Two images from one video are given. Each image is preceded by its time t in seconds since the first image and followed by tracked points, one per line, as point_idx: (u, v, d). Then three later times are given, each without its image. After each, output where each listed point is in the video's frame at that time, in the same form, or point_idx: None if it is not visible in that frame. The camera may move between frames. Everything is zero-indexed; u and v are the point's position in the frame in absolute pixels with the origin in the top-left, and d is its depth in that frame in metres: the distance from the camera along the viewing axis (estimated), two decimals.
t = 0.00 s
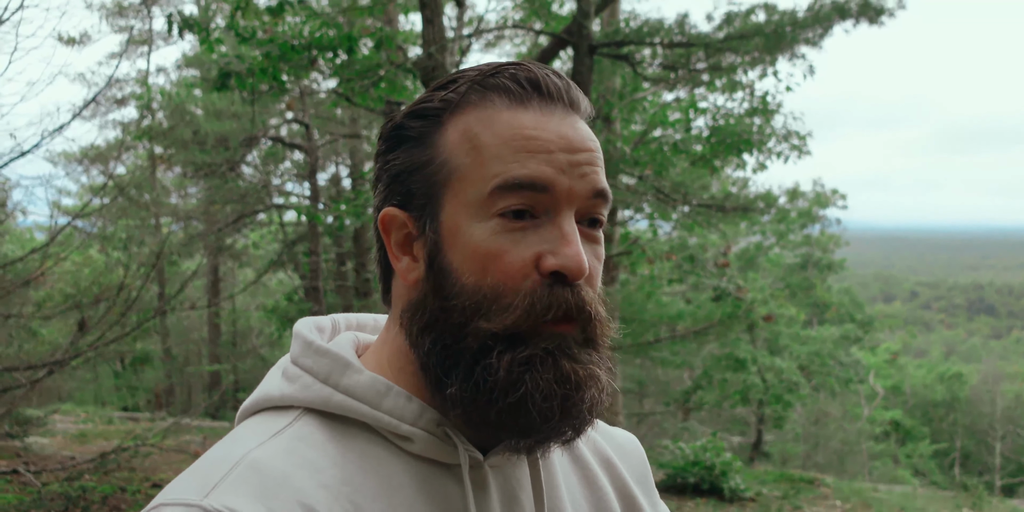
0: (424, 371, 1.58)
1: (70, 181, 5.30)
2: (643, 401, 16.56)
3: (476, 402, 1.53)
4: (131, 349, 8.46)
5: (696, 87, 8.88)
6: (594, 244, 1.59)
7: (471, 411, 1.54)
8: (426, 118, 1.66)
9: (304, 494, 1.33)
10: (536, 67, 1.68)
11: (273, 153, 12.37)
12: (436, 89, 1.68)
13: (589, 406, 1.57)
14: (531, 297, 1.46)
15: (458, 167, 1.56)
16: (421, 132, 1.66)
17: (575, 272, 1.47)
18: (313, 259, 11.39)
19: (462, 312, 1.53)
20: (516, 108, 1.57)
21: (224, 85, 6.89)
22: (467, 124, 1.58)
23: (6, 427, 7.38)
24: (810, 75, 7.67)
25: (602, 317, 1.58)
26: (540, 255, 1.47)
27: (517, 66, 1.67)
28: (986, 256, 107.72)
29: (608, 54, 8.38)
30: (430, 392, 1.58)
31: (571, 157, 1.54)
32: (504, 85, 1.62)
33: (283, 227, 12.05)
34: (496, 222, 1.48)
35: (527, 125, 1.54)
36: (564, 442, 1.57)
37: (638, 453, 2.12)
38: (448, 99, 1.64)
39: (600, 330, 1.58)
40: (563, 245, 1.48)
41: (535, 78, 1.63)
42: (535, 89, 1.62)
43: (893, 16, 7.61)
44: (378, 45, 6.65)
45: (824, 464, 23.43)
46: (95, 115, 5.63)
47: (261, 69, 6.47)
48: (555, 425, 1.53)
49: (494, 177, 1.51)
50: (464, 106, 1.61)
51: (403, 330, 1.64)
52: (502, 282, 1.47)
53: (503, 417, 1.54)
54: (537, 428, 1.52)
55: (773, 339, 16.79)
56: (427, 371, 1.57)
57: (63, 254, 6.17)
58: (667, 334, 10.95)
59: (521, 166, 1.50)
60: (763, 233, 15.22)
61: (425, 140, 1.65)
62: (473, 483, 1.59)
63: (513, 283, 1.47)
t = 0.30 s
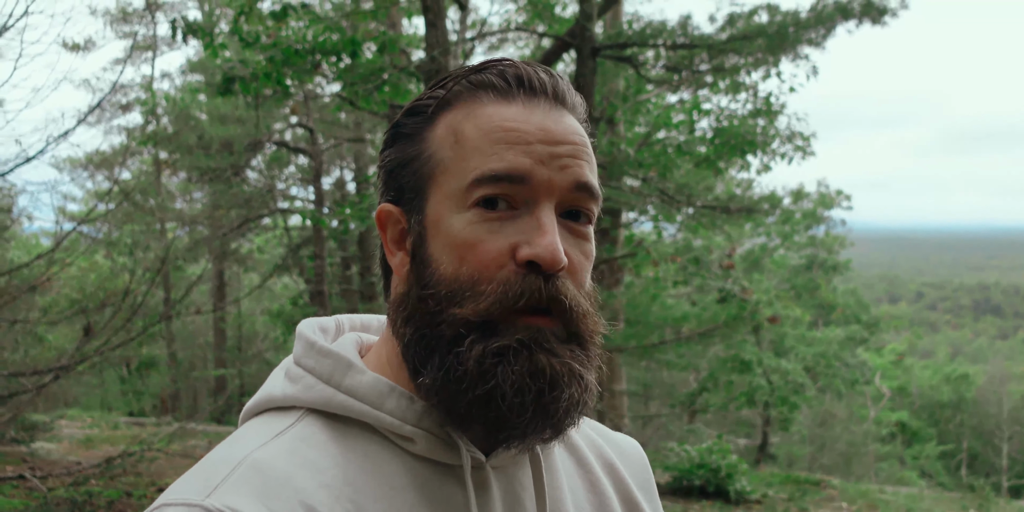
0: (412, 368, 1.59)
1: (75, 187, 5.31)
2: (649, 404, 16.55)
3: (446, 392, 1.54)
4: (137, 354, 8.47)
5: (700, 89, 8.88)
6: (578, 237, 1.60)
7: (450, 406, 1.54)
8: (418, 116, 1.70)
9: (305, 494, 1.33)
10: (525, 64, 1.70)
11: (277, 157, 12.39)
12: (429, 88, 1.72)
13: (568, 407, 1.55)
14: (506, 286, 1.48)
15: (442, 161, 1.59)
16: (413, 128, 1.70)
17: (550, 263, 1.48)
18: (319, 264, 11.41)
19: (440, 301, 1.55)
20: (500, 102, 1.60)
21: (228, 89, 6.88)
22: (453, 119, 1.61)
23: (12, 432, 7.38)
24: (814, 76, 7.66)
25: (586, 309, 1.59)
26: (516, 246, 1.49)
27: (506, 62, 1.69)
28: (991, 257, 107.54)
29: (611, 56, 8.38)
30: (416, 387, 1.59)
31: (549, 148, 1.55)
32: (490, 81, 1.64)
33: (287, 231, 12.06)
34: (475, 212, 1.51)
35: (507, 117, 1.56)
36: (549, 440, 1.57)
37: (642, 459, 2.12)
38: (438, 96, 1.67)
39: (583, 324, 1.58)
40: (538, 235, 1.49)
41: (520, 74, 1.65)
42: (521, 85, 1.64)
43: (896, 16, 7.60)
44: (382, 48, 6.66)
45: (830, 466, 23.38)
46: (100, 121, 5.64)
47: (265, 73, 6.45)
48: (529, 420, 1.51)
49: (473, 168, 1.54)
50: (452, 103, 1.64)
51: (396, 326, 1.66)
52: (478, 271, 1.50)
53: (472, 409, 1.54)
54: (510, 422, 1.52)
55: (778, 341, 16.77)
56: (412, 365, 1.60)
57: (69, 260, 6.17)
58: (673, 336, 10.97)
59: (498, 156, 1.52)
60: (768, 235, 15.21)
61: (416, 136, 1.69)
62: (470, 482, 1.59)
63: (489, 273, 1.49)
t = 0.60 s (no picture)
0: (423, 375, 1.60)
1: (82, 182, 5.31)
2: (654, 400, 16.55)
3: (460, 401, 1.54)
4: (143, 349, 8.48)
5: (706, 86, 8.87)
6: (588, 243, 1.61)
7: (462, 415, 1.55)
8: (424, 121, 1.70)
9: (310, 501, 1.34)
10: (532, 69, 1.70)
11: (284, 153, 12.40)
12: (435, 93, 1.71)
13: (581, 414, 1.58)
14: (522, 295, 1.48)
15: (452, 168, 1.59)
16: (419, 135, 1.70)
17: (567, 271, 1.49)
18: (325, 259, 11.43)
19: (454, 311, 1.55)
20: (510, 110, 1.60)
21: (235, 85, 6.89)
22: (462, 125, 1.61)
23: (19, 426, 7.41)
24: (821, 74, 7.63)
25: (598, 317, 1.60)
26: (531, 254, 1.50)
27: (513, 67, 1.69)
28: (999, 254, 107.25)
29: (618, 53, 8.36)
30: (423, 393, 1.60)
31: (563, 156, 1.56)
32: (499, 87, 1.64)
33: (294, 227, 12.08)
34: (489, 222, 1.51)
35: (519, 125, 1.57)
36: (562, 447, 1.58)
37: (645, 461, 2.12)
38: (445, 102, 1.67)
39: (596, 331, 1.59)
40: (553, 244, 1.50)
41: (529, 80, 1.65)
42: (531, 92, 1.65)
43: (904, 14, 7.58)
44: (388, 45, 6.66)
45: (836, 463, 23.36)
46: (107, 116, 5.65)
47: (272, 70, 6.48)
48: (544, 432, 1.53)
49: (487, 177, 1.54)
50: (460, 109, 1.64)
51: (405, 333, 1.67)
52: (493, 281, 1.50)
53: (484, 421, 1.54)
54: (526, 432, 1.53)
55: (784, 338, 16.75)
56: (422, 373, 1.60)
57: (76, 255, 6.18)
58: (679, 333, 11.00)
59: (512, 165, 1.53)
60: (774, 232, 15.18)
61: (423, 142, 1.69)
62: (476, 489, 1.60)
63: (503, 281, 1.50)
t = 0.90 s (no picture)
0: (424, 379, 1.60)
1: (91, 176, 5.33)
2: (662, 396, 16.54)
3: (465, 411, 1.56)
4: (153, 342, 8.52)
5: (715, 82, 8.85)
6: (587, 243, 1.61)
7: (465, 420, 1.56)
8: (415, 122, 1.69)
9: (308, 501, 1.35)
10: (522, 64, 1.69)
11: (293, 147, 12.41)
12: (425, 92, 1.70)
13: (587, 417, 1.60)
14: (523, 303, 1.49)
15: (448, 172, 1.59)
16: (411, 136, 1.69)
17: (568, 276, 1.50)
18: (333, 254, 11.45)
19: (455, 320, 1.56)
20: (503, 109, 1.60)
21: (243, 80, 6.90)
22: (455, 128, 1.61)
23: (29, 418, 7.45)
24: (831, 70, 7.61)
25: (599, 317, 1.61)
26: (532, 260, 1.51)
27: (503, 64, 1.69)
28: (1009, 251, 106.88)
29: (626, 48, 8.34)
30: (422, 396, 1.61)
31: (559, 158, 1.56)
32: (490, 86, 1.64)
33: (302, 221, 12.10)
34: (486, 229, 1.51)
35: (513, 126, 1.56)
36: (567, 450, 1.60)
37: (644, 458, 2.12)
38: (436, 103, 1.66)
39: (597, 331, 1.61)
40: (554, 249, 1.50)
41: (521, 78, 1.65)
42: (524, 90, 1.64)
43: (913, 10, 7.55)
44: (397, 40, 6.67)
45: (844, 460, 23.33)
46: (117, 110, 5.67)
47: (280, 64, 6.45)
48: (549, 437, 1.54)
49: (483, 182, 1.54)
50: (452, 110, 1.63)
51: (404, 338, 1.67)
52: (493, 289, 1.51)
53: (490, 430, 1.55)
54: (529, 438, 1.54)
55: (792, 335, 16.72)
56: (422, 378, 1.61)
57: (85, 248, 6.19)
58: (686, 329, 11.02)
59: (508, 170, 1.53)
60: (783, 228, 15.14)
61: (416, 145, 1.68)
62: (477, 491, 1.61)
63: (505, 289, 1.50)
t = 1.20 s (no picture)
0: (423, 377, 1.61)
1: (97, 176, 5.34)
2: (666, 397, 16.52)
3: (464, 407, 1.56)
4: (156, 342, 8.52)
5: (719, 82, 8.83)
6: (579, 232, 1.62)
7: (463, 416, 1.57)
8: (401, 125, 1.72)
9: (307, 498, 1.35)
10: (503, 60, 1.71)
11: (297, 147, 12.42)
12: (409, 95, 1.72)
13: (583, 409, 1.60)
14: (515, 293, 1.50)
15: (436, 170, 1.61)
16: (399, 139, 1.72)
17: (560, 265, 1.51)
18: (338, 254, 11.45)
19: (450, 318, 1.57)
20: (486, 104, 1.61)
21: (248, 80, 6.90)
22: (441, 126, 1.63)
23: (32, 417, 7.44)
24: (835, 71, 7.61)
25: (593, 307, 1.62)
26: (523, 251, 1.52)
27: (485, 61, 1.70)
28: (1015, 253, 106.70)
29: (631, 48, 8.33)
30: (420, 394, 1.62)
31: (544, 148, 1.57)
32: (474, 82, 1.65)
33: (306, 222, 12.09)
34: (476, 222, 1.53)
35: (497, 120, 1.58)
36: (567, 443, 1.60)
37: (642, 454, 2.12)
38: (421, 103, 1.68)
39: (591, 321, 1.62)
40: (544, 237, 1.51)
41: (503, 72, 1.66)
42: (506, 85, 1.66)
43: (918, 11, 7.55)
44: (401, 40, 6.67)
45: (848, 462, 23.30)
46: (121, 110, 5.68)
47: (285, 64, 6.47)
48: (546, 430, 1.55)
49: (471, 176, 1.55)
50: (437, 109, 1.65)
51: (401, 338, 1.68)
52: (486, 282, 1.52)
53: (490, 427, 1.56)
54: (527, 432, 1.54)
55: (796, 336, 16.68)
56: (420, 376, 1.62)
57: (90, 248, 6.20)
58: (689, 329, 11.00)
59: (493, 163, 1.54)
60: (788, 229, 15.13)
61: (404, 146, 1.70)
62: (478, 489, 1.61)
63: (497, 282, 1.52)
